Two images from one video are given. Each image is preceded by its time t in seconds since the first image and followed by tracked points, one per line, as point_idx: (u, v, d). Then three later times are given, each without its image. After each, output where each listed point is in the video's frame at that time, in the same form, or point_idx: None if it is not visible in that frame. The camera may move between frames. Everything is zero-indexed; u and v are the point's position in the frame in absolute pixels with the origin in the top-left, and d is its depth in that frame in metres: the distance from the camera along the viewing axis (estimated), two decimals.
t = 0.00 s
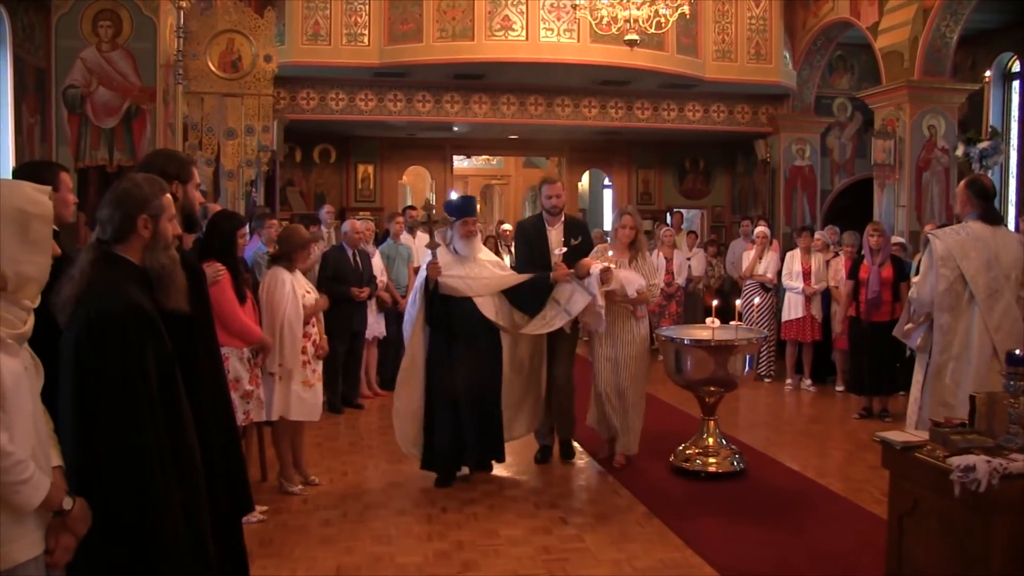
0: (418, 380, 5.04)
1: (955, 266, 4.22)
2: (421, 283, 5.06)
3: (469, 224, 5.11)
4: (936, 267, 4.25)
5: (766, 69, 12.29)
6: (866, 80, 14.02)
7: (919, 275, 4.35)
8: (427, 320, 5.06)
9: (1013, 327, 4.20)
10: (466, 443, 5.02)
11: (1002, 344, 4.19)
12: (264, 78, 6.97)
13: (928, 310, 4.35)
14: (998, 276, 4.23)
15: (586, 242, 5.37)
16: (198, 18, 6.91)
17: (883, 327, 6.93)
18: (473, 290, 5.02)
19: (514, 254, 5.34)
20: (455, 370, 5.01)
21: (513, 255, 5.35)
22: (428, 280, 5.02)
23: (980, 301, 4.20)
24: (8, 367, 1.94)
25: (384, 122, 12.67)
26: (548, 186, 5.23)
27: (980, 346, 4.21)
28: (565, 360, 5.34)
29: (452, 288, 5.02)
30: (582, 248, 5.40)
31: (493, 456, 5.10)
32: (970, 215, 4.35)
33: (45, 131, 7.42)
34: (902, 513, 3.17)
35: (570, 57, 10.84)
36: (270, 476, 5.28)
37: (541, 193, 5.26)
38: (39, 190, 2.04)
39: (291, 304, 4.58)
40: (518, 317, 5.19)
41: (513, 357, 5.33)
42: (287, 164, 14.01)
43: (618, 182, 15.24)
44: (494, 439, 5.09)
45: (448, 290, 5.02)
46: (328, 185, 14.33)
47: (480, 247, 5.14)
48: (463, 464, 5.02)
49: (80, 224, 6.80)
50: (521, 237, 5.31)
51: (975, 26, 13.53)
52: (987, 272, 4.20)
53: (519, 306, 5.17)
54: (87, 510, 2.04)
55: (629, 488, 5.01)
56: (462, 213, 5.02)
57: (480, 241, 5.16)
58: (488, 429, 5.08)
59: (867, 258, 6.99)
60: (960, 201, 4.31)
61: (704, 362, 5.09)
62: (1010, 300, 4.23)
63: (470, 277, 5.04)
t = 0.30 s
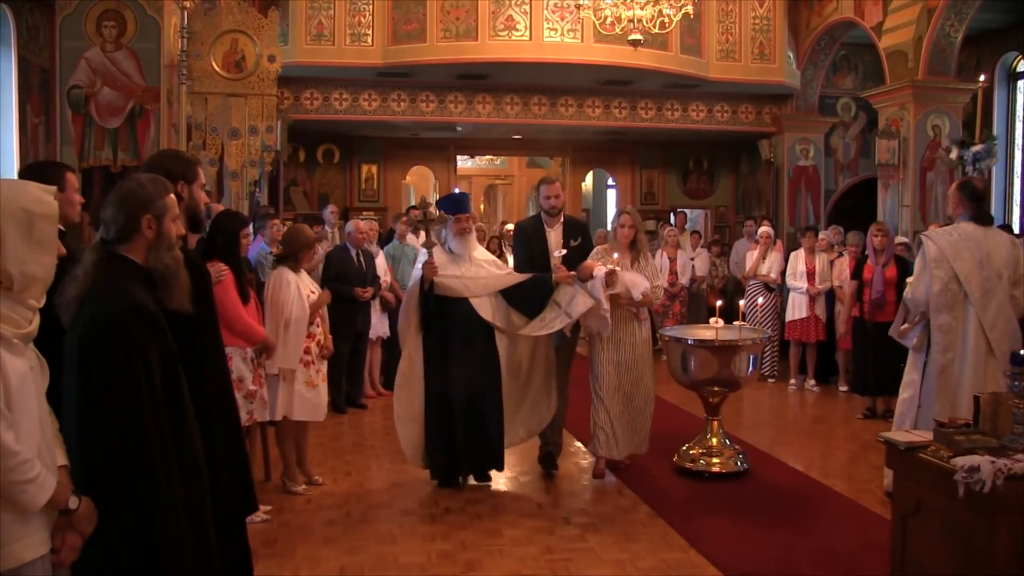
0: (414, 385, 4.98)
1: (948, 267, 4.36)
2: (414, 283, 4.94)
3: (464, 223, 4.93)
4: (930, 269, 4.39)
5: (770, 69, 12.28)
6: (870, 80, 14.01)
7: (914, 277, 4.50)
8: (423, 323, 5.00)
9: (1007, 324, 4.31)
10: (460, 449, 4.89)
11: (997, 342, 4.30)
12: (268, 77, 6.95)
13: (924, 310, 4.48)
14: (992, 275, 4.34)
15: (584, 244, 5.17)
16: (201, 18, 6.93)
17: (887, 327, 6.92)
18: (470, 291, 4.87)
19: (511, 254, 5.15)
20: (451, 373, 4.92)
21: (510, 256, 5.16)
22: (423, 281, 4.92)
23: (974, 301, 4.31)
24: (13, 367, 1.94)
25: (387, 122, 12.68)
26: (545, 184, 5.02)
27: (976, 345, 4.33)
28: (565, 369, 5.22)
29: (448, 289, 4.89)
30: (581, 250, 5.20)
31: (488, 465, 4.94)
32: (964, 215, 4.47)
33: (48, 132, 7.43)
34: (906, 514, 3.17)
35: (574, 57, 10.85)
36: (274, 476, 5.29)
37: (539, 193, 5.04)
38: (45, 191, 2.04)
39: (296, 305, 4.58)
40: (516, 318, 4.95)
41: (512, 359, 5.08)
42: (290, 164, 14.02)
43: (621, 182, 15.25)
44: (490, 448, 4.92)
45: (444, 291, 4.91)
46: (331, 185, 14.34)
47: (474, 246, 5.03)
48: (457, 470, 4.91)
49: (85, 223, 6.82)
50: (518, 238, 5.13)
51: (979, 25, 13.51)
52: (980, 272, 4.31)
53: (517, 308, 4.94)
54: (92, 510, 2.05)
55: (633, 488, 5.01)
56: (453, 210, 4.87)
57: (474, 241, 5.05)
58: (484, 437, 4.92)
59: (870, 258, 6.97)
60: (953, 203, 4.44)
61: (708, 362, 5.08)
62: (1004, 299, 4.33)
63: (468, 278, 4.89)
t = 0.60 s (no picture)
0: (412, 392, 4.70)
1: (928, 272, 4.48)
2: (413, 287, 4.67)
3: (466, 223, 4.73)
4: (910, 275, 4.51)
5: (772, 69, 12.27)
6: (872, 80, 14.00)
7: (895, 283, 4.60)
8: (422, 328, 4.71)
9: (988, 323, 4.47)
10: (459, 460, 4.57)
11: (981, 342, 4.46)
12: (270, 77, 6.97)
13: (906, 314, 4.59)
14: (971, 277, 4.49)
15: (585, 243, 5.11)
16: (204, 17, 6.94)
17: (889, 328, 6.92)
18: (472, 295, 4.62)
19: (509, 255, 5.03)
20: (451, 379, 4.61)
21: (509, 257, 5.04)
22: (425, 286, 4.65)
23: (956, 303, 4.46)
24: (15, 366, 1.94)
25: (390, 122, 12.68)
26: (547, 183, 4.97)
27: (960, 345, 4.47)
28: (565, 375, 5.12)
29: (449, 294, 4.63)
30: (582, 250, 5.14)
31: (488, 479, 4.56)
32: (942, 220, 4.62)
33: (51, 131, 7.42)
34: (909, 515, 3.16)
35: (576, 57, 10.85)
36: (276, 476, 5.29)
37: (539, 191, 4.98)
38: (47, 190, 2.04)
39: (300, 305, 4.59)
40: (513, 325, 4.73)
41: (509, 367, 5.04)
42: (293, 164, 13.98)
43: (624, 181, 15.24)
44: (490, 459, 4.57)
45: (447, 295, 4.64)
46: (333, 185, 14.37)
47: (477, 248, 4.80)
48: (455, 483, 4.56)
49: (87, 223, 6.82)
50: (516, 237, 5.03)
51: (982, 24, 13.49)
52: (960, 275, 4.46)
53: (515, 314, 4.72)
54: (94, 510, 2.04)
55: (635, 489, 5.00)
56: (456, 211, 4.67)
57: (478, 242, 4.80)
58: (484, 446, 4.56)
59: (873, 258, 6.96)
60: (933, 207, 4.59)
61: (710, 362, 5.07)
62: (984, 300, 4.49)
63: (469, 283, 4.64)
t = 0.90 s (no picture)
0: (414, 392, 4.62)
1: (902, 271, 4.64)
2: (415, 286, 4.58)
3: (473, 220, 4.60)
4: (885, 273, 4.68)
5: (774, 69, 12.27)
6: (874, 80, 13.98)
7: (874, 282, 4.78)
8: (426, 327, 4.62)
9: (964, 318, 4.56)
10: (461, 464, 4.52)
11: (956, 337, 4.56)
12: (273, 77, 6.96)
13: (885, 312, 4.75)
14: (946, 273, 4.61)
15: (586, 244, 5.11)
16: (206, 17, 6.97)
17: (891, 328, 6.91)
18: (476, 294, 4.52)
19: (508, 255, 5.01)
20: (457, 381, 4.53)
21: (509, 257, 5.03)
22: (431, 283, 4.55)
23: (930, 299, 4.59)
24: (15, 366, 1.94)
25: (391, 122, 12.68)
26: (547, 182, 4.96)
27: (937, 340, 4.58)
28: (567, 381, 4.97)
29: (453, 292, 4.52)
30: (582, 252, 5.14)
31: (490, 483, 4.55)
32: (919, 219, 4.75)
33: (54, 131, 7.44)
34: (911, 515, 3.16)
35: (578, 57, 10.86)
36: (278, 475, 5.30)
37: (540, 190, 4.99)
38: (46, 190, 2.04)
39: (302, 305, 4.59)
40: (513, 327, 4.66)
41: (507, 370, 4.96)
42: (295, 164, 14.03)
43: (626, 181, 15.23)
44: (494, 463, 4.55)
45: (452, 293, 4.52)
46: (336, 185, 14.37)
47: (483, 246, 4.67)
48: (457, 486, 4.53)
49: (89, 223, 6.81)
50: (516, 236, 5.01)
51: (984, 24, 13.46)
52: (933, 272, 4.58)
53: (516, 316, 4.64)
54: (94, 509, 2.04)
55: (637, 489, 5.00)
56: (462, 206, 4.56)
57: (484, 239, 4.67)
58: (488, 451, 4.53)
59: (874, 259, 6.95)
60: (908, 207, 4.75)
61: (712, 362, 5.07)
62: (959, 295, 4.58)
63: (475, 282, 4.52)
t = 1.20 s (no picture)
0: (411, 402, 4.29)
1: (885, 270, 4.81)
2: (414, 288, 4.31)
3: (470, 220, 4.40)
4: (868, 273, 4.85)
5: (774, 69, 12.27)
6: (875, 79, 13.99)
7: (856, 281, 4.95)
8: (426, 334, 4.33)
9: (943, 317, 4.74)
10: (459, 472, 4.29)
11: (936, 335, 4.72)
12: (273, 77, 6.97)
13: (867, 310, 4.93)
14: (927, 273, 4.79)
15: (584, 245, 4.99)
16: (207, 17, 6.97)
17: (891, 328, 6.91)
18: (478, 296, 4.26)
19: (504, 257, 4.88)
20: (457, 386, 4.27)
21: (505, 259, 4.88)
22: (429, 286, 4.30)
23: (911, 298, 4.76)
24: (11, 366, 1.94)
25: (392, 121, 12.69)
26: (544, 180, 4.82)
27: (917, 339, 4.75)
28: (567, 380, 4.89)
29: (453, 295, 4.26)
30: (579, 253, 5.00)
31: (489, 491, 4.35)
32: (903, 220, 4.92)
33: (54, 132, 7.45)
34: (912, 515, 3.16)
35: (578, 57, 10.86)
36: (279, 476, 5.30)
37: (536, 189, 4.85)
38: (43, 190, 2.04)
39: (302, 305, 4.59)
40: (512, 330, 4.41)
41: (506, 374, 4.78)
42: (295, 164, 14.03)
43: (626, 181, 15.22)
44: (495, 470, 4.34)
45: (452, 296, 4.26)
46: (336, 185, 14.37)
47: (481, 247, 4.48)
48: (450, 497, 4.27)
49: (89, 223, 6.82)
50: (512, 236, 4.88)
51: (985, 24, 13.46)
52: (915, 272, 4.75)
53: (515, 319, 4.41)
54: (91, 509, 2.05)
55: (638, 489, 4.99)
56: (459, 205, 4.36)
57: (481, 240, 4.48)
58: (488, 457, 4.33)
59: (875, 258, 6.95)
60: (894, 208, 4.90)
61: (714, 361, 5.06)
62: (940, 294, 4.77)
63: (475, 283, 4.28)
